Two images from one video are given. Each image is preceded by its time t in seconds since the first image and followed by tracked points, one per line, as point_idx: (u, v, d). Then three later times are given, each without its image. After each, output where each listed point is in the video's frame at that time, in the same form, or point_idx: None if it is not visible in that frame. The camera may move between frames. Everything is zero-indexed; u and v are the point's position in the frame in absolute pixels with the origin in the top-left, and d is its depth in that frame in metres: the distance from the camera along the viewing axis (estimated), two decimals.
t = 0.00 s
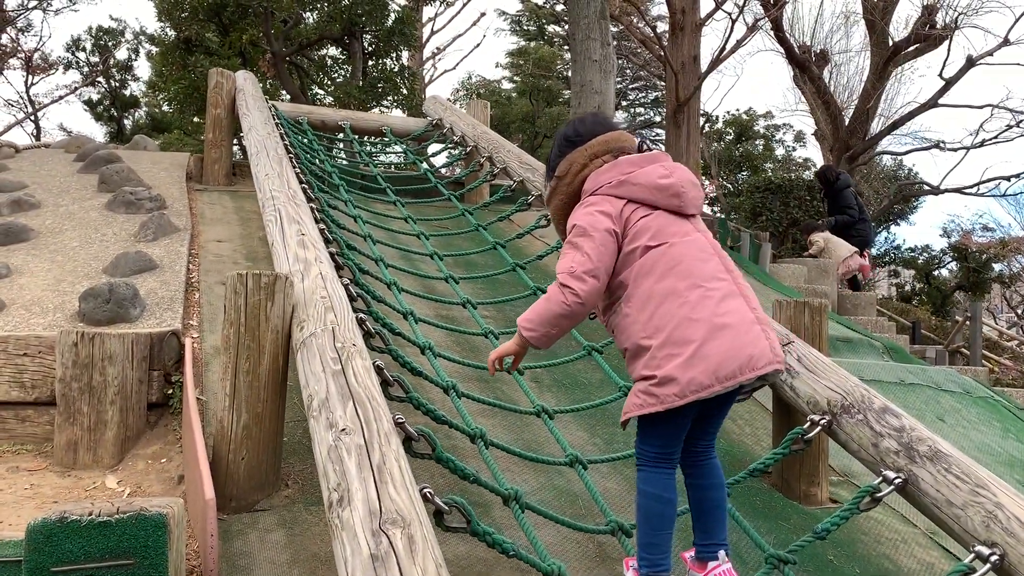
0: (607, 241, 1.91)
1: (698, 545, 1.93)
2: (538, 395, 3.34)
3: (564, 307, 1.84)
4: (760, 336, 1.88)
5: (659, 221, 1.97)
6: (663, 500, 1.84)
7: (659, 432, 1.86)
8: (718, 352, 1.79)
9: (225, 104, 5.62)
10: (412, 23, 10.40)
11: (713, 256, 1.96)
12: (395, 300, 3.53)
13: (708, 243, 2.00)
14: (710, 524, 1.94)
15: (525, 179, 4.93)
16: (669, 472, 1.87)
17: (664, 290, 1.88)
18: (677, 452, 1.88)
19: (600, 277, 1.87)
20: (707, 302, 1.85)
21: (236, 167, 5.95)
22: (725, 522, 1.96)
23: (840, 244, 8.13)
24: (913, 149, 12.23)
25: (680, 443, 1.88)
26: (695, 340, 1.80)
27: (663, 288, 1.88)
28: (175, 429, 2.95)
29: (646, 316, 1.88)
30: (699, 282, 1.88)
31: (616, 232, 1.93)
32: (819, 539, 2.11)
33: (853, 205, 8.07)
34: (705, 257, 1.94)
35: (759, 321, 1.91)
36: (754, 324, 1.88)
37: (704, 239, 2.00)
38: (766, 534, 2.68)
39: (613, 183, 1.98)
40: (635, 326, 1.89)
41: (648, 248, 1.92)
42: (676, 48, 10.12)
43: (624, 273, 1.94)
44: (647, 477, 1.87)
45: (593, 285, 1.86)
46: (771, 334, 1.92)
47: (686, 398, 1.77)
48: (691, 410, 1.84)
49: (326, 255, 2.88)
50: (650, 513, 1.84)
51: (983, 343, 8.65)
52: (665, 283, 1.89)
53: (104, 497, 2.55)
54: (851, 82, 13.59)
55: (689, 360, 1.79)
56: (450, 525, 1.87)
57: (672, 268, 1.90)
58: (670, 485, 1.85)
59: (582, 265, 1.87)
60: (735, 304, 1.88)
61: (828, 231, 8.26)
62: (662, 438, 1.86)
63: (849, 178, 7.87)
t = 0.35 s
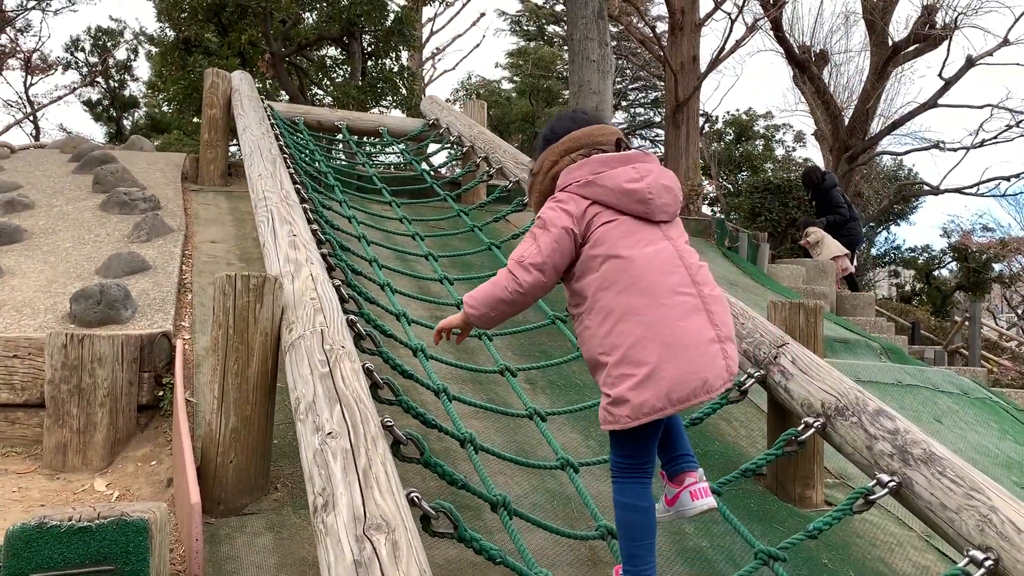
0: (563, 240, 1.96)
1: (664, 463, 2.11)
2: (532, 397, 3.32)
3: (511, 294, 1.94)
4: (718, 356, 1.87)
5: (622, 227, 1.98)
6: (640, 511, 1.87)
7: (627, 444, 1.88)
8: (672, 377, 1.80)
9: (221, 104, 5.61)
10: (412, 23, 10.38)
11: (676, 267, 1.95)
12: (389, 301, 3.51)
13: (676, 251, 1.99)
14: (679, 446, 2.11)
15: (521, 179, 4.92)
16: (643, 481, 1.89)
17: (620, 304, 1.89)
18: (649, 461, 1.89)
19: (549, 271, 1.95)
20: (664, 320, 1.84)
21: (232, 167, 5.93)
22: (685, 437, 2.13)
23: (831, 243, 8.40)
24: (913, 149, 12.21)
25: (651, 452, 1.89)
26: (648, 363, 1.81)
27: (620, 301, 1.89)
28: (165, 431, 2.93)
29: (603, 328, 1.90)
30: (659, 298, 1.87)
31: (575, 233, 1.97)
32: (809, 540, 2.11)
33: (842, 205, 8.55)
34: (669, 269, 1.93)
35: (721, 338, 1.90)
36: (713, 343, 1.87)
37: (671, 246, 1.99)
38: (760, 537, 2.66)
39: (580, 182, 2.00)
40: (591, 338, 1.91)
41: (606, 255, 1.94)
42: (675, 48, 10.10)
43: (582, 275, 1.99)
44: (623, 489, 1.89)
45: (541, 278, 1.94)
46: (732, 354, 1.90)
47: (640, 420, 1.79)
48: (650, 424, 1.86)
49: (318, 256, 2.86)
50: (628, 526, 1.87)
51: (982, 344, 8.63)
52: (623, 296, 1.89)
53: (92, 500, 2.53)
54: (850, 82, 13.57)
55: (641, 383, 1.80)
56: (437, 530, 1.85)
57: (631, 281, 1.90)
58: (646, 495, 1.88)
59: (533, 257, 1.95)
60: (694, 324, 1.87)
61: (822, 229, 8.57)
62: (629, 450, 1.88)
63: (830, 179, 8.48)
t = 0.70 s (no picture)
0: (530, 212, 2.10)
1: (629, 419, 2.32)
2: (527, 387, 3.33)
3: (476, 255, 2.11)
4: (681, 335, 1.94)
5: (589, 206, 2.09)
6: (621, 486, 1.95)
7: (604, 421, 1.98)
8: (632, 356, 1.88)
9: (218, 99, 5.62)
10: (412, 22, 10.38)
11: (642, 245, 2.03)
12: (384, 292, 3.51)
13: (645, 229, 2.07)
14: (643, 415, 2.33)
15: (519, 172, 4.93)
16: (622, 458, 1.98)
17: (584, 284, 1.99)
18: (626, 439, 1.99)
19: (513, 233, 2.10)
20: (624, 299, 1.93)
21: (230, 162, 5.94)
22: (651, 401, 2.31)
23: (822, 238, 8.44)
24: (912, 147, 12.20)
25: (626, 429, 1.99)
26: (610, 343, 1.90)
27: (585, 280, 2.00)
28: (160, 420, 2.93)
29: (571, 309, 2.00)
30: (620, 278, 1.96)
31: (541, 207, 2.12)
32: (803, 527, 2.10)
33: (831, 199, 8.93)
34: (633, 247, 2.02)
35: (686, 317, 1.96)
36: (676, 321, 1.94)
37: (640, 225, 2.08)
38: (753, 524, 2.66)
39: (552, 163, 2.16)
40: (559, 318, 2.02)
41: (572, 233, 2.07)
42: (674, 46, 10.12)
43: (553, 253, 2.11)
44: (603, 468, 1.97)
45: (503, 238, 2.09)
46: (696, 333, 1.96)
47: (603, 398, 1.89)
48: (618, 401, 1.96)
49: (312, 244, 2.86)
50: (610, 503, 1.94)
51: (981, 341, 8.63)
52: (587, 276, 2.00)
53: (86, 487, 2.53)
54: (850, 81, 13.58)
55: (603, 360, 1.89)
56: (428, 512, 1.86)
57: (594, 260, 2.01)
58: (625, 472, 1.96)
59: (497, 222, 2.10)
60: (656, 302, 1.94)
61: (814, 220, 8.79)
62: (603, 428, 1.98)
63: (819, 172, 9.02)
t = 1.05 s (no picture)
0: (523, 239, 2.18)
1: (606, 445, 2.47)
2: (529, 392, 3.32)
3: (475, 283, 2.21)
4: (664, 361, 1.97)
5: (579, 233, 2.15)
6: (610, 496, 2.02)
7: (588, 439, 2.07)
8: (617, 380, 1.92)
9: (219, 101, 5.62)
10: (412, 23, 10.38)
11: (630, 272, 2.06)
12: (386, 295, 3.51)
13: (635, 256, 2.10)
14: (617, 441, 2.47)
15: (520, 175, 4.92)
16: (607, 470, 2.07)
17: (574, 308, 2.04)
18: (610, 454, 2.08)
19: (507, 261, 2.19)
20: (609, 325, 1.98)
21: (231, 164, 5.94)
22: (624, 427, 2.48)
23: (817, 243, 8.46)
24: (913, 148, 12.18)
25: (611, 446, 2.08)
26: (597, 369, 1.94)
27: (572, 305, 2.05)
28: (161, 425, 2.93)
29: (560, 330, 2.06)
30: (606, 303, 2.01)
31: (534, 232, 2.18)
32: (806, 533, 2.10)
33: (816, 187, 9.06)
34: (621, 274, 2.06)
35: (670, 344, 1.99)
36: (660, 348, 1.97)
37: (630, 252, 2.11)
38: (756, 528, 2.67)
39: (547, 191, 2.22)
40: (550, 340, 2.07)
41: (562, 259, 2.13)
42: (674, 47, 10.11)
43: (546, 278, 2.17)
44: (590, 485, 2.05)
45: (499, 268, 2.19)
46: (680, 360, 1.99)
47: (588, 420, 1.94)
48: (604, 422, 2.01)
49: (314, 249, 2.86)
50: (600, 513, 2.00)
51: (982, 343, 8.63)
52: (575, 300, 2.05)
53: (88, 491, 2.53)
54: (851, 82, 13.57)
55: (588, 383, 1.94)
56: (429, 519, 1.86)
57: (582, 286, 2.06)
58: (611, 485, 2.05)
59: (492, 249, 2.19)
60: (641, 328, 1.98)
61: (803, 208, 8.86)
62: (588, 446, 2.07)
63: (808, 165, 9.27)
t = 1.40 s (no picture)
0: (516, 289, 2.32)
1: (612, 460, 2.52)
2: (532, 395, 3.30)
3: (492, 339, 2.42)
4: (657, 368, 2.04)
5: (563, 273, 2.28)
6: (616, 503, 2.05)
7: (595, 452, 2.12)
8: (613, 390, 1.99)
9: (220, 102, 5.60)
10: (413, 23, 10.36)
11: (614, 295, 2.17)
12: (388, 298, 3.49)
13: (617, 281, 2.22)
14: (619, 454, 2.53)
15: (521, 176, 4.89)
16: (614, 483, 2.12)
17: (568, 333, 2.13)
18: (617, 467, 2.13)
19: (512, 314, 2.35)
20: (599, 340, 2.06)
21: (232, 166, 5.92)
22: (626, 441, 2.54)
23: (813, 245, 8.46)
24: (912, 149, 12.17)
25: (616, 457, 2.13)
26: (594, 383, 2.01)
27: (565, 331, 2.15)
28: (162, 429, 2.90)
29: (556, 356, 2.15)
30: (595, 321, 2.10)
31: (525, 280, 2.33)
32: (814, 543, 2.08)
33: (813, 185, 9.00)
34: (607, 297, 2.16)
35: (662, 351, 2.06)
36: (652, 355, 2.04)
37: (611, 279, 2.23)
38: (762, 534, 2.64)
39: (530, 242, 2.36)
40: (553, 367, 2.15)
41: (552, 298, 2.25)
42: (676, 47, 10.09)
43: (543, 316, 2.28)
44: (598, 496, 2.09)
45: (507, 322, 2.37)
46: (674, 365, 2.06)
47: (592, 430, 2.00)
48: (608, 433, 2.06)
49: (315, 252, 2.84)
50: (609, 518, 2.02)
51: (985, 344, 8.61)
52: (567, 326, 2.15)
53: (87, 498, 2.50)
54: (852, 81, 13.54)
55: (587, 396, 2.01)
56: (433, 528, 1.83)
57: (573, 313, 2.16)
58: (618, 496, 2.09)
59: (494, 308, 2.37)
60: (631, 340, 2.06)
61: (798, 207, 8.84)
62: (595, 459, 2.12)
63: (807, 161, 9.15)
